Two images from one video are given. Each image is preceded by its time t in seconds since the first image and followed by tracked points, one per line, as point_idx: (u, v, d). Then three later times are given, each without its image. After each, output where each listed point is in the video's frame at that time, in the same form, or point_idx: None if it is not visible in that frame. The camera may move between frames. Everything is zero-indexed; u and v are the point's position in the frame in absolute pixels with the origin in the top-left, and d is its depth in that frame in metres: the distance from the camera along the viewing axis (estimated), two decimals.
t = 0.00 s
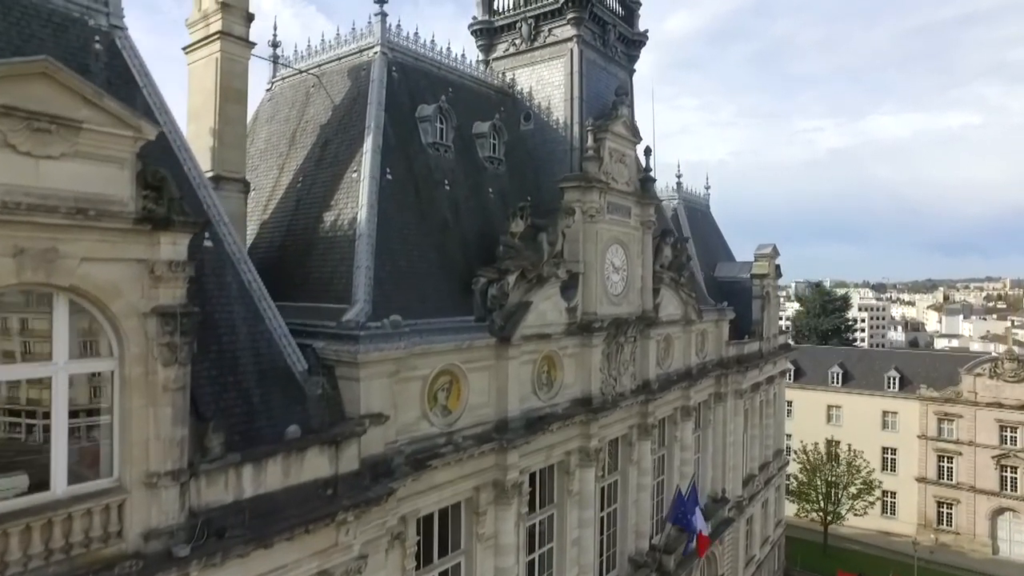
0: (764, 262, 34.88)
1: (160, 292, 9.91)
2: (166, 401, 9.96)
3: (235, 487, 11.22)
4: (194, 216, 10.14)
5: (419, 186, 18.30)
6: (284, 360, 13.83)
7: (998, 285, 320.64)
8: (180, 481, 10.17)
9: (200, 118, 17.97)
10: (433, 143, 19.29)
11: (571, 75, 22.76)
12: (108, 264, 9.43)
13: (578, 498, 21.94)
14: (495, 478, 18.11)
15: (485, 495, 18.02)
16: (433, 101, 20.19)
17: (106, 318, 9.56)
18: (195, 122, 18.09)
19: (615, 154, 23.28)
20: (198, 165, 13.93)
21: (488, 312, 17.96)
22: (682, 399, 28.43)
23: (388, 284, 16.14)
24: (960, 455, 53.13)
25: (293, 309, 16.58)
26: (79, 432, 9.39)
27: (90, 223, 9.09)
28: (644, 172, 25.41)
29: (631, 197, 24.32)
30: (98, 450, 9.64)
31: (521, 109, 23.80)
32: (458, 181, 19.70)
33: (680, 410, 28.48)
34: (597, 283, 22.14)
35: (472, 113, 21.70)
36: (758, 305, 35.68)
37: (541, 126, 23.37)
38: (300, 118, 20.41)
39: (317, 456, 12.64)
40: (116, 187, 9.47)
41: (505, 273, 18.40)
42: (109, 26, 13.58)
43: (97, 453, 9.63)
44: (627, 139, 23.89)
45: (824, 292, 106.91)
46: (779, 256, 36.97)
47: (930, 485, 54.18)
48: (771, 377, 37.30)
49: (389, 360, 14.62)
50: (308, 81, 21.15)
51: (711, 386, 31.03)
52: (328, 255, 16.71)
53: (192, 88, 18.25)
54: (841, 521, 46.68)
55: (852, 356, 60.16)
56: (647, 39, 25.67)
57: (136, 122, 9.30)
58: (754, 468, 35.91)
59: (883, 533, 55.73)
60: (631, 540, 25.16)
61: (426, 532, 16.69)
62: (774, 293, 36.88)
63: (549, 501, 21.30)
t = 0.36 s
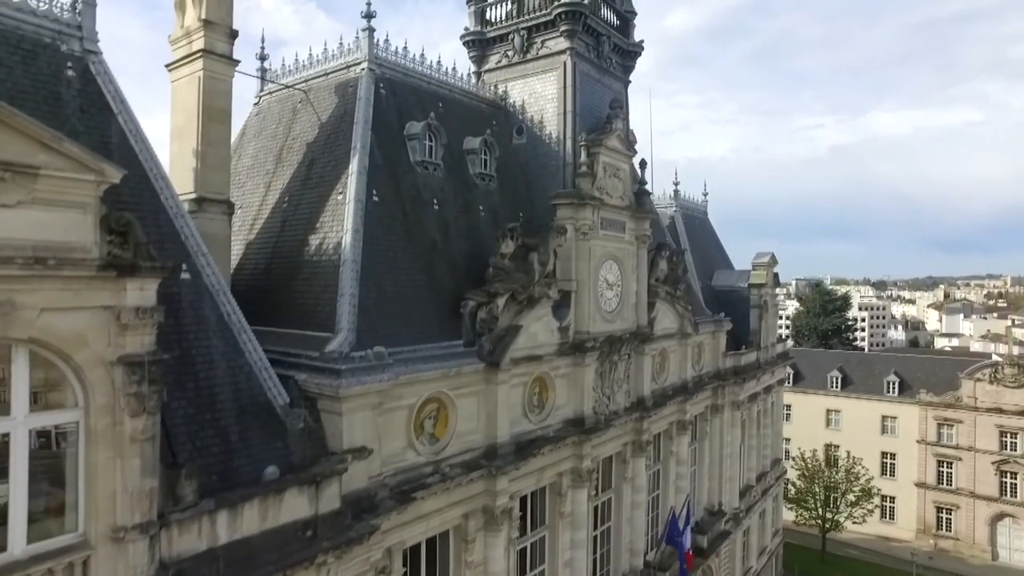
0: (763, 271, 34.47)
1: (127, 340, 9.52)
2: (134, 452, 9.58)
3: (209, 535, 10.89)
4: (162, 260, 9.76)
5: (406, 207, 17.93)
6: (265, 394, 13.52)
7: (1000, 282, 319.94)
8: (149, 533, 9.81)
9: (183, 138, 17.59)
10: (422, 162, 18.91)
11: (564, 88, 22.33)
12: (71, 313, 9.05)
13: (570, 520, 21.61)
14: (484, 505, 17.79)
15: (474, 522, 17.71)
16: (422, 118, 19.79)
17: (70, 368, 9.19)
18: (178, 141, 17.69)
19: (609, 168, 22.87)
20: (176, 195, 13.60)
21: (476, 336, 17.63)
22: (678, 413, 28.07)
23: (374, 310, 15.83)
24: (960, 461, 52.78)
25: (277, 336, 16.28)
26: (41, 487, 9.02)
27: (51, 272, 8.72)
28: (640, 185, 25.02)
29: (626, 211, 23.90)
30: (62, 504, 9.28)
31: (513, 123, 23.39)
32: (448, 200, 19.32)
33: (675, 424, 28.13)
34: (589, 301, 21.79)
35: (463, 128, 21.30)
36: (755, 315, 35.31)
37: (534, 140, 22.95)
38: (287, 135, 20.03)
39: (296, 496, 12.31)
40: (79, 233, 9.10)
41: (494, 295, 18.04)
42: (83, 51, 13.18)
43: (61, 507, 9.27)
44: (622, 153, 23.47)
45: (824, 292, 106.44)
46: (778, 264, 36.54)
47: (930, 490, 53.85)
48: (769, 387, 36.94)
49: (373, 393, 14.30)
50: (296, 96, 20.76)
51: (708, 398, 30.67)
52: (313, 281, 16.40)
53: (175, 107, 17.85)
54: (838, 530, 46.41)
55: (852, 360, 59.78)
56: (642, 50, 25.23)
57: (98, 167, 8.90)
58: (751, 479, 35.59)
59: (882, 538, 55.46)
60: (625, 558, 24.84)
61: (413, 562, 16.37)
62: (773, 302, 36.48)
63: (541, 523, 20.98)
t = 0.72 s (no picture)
0: (759, 282, 34.08)
1: (88, 394, 9.12)
2: (96, 510, 9.21)
3: None
4: (123, 309, 9.40)
5: (391, 231, 17.56)
6: (242, 432, 13.20)
7: (1002, 279, 318.82)
8: None
9: (163, 160, 17.21)
10: (408, 183, 18.52)
11: (555, 104, 21.92)
12: (28, 369, 8.72)
13: (560, 543, 21.31)
14: (471, 534, 17.49)
15: (460, 552, 17.41)
16: (409, 137, 19.39)
17: (28, 426, 8.84)
18: (158, 164, 17.26)
19: (601, 185, 22.46)
20: (151, 228, 13.24)
21: (463, 363, 17.34)
22: (672, 429, 27.75)
23: (356, 340, 15.53)
24: (959, 467, 52.42)
25: (259, 366, 15.98)
26: None
27: (4, 329, 8.38)
28: (632, 200, 24.66)
29: (619, 228, 23.51)
30: (21, 564, 8.99)
31: (504, 138, 23.00)
32: (435, 221, 18.95)
33: (669, 439, 27.82)
34: (580, 321, 21.46)
35: (452, 146, 20.91)
36: (752, 325, 34.92)
37: (525, 156, 22.56)
38: (272, 155, 19.66)
39: (271, 540, 12.02)
40: (36, 287, 8.77)
41: (481, 321, 17.68)
42: (53, 80, 12.82)
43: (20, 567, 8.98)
44: (614, 168, 23.07)
45: (825, 292, 105.93)
46: (775, 273, 36.11)
47: (928, 496, 53.53)
48: (765, 397, 36.60)
49: (353, 429, 14.00)
50: (281, 114, 20.37)
51: (703, 412, 30.33)
52: (296, 309, 16.09)
53: (155, 128, 17.39)
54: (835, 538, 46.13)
55: (851, 364, 59.42)
56: (636, 62, 24.78)
57: (52, 218, 8.53)
58: (747, 491, 35.29)
59: (880, 544, 55.23)
60: None
61: None
62: (769, 312, 36.10)
63: (530, 547, 20.69)
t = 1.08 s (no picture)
0: (756, 292, 33.71)
1: (47, 455, 8.80)
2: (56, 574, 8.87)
3: None
4: (84, 366, 9.05)
5: (376, 256, 17.20)
6: (220, 473, 12.88)
7: (1003, 275, 318.16)
8: None
9: (144, 185, 16.83)
10: (395, 206, 18.14)
11: (546, 121, 21.51)
12: None
13: (551, 567, 20.99)
14: (458, 565, 17.18)
15: None
16: (396, 158, 19.00)
17: None
18: (139, 188, 16.88)
19: (594, 202, 22.07)
20: (126, 264, 12.87)
21: (450, 392, 17.01)
22: (667, 445, 27.43)
23: (339, 372, 15.21)
24: (958, 473, 52.08)
25: (241, 397, 15.67)
26: None
27: None
28: (626, 216, 24.30)
29: (612, 245, 23.12)
30: None
31: (495, 155, 22.62)
32: (422, 244, 18.59)
33: (664, 456, 27.50)
34: (572, 342, 21.13)
35: (441, 165, 20.52)
36: (749, 336, 34.55)
37: (516, 173, 22.15)
38: (256, 175, 19.27)
39: None
40: None
41: (468, 348, 17.32)
42: (22, 112, 12.43)
43: None
44: (607, 185, 22.67)
45: (825, 292, 105.47)
46: (772, 283, 35.71)
47: (928, 502, 53.22)
48: (762, 408, 36.28)
49: (335, 466, 13.70)
50: (267, 132, 19.98)
51: (698, 426, 30.02)
52: (278, 339, 15.77)
53: (135, 151, 16.98)
54: (833, 546, 45.81)
55: (850, 369, 59.06)
56: (630, 75, 24.33)
57: (6, 277, 8.16)
58: (744, 503, 35.00)
59: (879, 550, 54.98)
60: None
61: None
62: (766, 322, 35.74)
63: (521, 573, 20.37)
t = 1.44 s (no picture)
0: (755, 303, 33.34)
1: (8, 518, 8.49)
2: None
3: None
4: (47, 424, 8.73)
5: (364, 282, 16.87)
6: (200, 513, 12.55)
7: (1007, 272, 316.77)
8: None
9: (127, 210, 16.50)
10: (384, 229, 17.80)
11: (540, 137, 21.11)
12: None
13: None
14: None
15: None
16: (386, 179, 18.63)
17: None
18: (122, 213, 16.56)
19: (589, 219, 21.69)
20: (103, 301, 12.58)
21: (439, 420, 16.71)
22: (664, 461, 27.11)
23: (325, 404, 14.92)
24: (960, 479, 51.71)
25: (226, 429, 15.40)
26: None
27: None
28: (622, 231, 23.93)
29: (608, 262, 22.76)
30: None
31: (488, 171, 22.27)
32: (412, 267, 18.26)
33: (661, 472, 27.18)
34: (565, 364, 20.81)
35: (432, 184, 20.16)
36: (748, 347, 34.16)
37: (509, 190, 21.78)
38: (244, 196, 18.93)
39: None
40: None
41: (458, 376, 16.95)
42: None
43: None
44: (603, 201, 22.28)
45: (827, 292, 104.94)
46: (772, 293, 35.32)
47: (929, 508, 52.87)
48: (761, 419, 35.96)
49: (319, 504, 13.40)
50: (255, 151, 19.62)
51: (696, 441, 29.71)
52: (264, 370, 15.47)
53: (119, 176, 16.65)
54: (833, 555, 45.41)
55: (851, 373, 58.65)
56: (626, 88, 23.90)
57: None
58: (743, 515, 34.72)
59: (880, 556, 54.67)
60: None
61: None
62: (766, 332, 35.37)
63: None
